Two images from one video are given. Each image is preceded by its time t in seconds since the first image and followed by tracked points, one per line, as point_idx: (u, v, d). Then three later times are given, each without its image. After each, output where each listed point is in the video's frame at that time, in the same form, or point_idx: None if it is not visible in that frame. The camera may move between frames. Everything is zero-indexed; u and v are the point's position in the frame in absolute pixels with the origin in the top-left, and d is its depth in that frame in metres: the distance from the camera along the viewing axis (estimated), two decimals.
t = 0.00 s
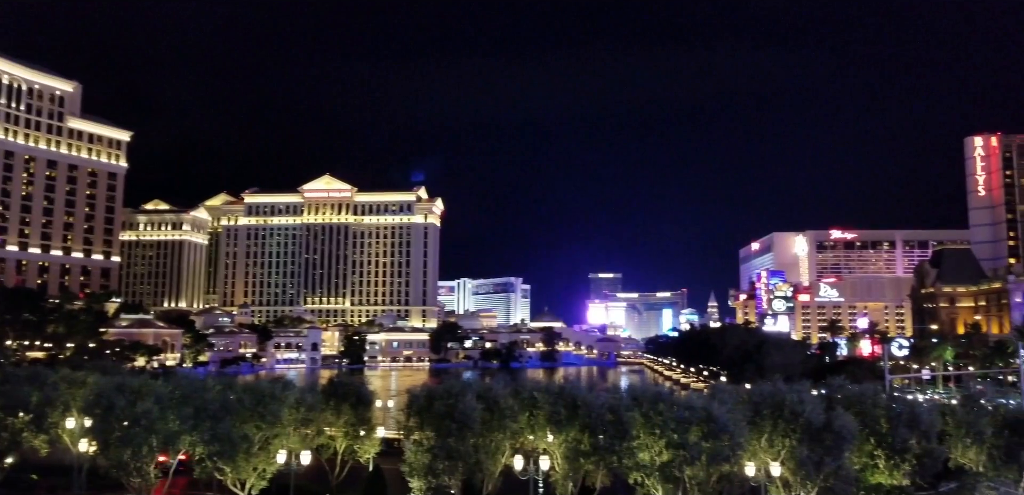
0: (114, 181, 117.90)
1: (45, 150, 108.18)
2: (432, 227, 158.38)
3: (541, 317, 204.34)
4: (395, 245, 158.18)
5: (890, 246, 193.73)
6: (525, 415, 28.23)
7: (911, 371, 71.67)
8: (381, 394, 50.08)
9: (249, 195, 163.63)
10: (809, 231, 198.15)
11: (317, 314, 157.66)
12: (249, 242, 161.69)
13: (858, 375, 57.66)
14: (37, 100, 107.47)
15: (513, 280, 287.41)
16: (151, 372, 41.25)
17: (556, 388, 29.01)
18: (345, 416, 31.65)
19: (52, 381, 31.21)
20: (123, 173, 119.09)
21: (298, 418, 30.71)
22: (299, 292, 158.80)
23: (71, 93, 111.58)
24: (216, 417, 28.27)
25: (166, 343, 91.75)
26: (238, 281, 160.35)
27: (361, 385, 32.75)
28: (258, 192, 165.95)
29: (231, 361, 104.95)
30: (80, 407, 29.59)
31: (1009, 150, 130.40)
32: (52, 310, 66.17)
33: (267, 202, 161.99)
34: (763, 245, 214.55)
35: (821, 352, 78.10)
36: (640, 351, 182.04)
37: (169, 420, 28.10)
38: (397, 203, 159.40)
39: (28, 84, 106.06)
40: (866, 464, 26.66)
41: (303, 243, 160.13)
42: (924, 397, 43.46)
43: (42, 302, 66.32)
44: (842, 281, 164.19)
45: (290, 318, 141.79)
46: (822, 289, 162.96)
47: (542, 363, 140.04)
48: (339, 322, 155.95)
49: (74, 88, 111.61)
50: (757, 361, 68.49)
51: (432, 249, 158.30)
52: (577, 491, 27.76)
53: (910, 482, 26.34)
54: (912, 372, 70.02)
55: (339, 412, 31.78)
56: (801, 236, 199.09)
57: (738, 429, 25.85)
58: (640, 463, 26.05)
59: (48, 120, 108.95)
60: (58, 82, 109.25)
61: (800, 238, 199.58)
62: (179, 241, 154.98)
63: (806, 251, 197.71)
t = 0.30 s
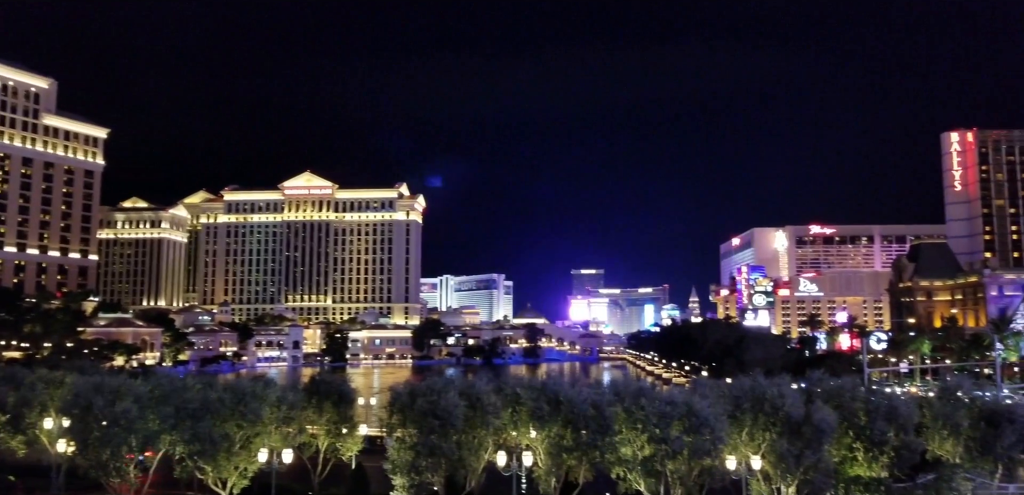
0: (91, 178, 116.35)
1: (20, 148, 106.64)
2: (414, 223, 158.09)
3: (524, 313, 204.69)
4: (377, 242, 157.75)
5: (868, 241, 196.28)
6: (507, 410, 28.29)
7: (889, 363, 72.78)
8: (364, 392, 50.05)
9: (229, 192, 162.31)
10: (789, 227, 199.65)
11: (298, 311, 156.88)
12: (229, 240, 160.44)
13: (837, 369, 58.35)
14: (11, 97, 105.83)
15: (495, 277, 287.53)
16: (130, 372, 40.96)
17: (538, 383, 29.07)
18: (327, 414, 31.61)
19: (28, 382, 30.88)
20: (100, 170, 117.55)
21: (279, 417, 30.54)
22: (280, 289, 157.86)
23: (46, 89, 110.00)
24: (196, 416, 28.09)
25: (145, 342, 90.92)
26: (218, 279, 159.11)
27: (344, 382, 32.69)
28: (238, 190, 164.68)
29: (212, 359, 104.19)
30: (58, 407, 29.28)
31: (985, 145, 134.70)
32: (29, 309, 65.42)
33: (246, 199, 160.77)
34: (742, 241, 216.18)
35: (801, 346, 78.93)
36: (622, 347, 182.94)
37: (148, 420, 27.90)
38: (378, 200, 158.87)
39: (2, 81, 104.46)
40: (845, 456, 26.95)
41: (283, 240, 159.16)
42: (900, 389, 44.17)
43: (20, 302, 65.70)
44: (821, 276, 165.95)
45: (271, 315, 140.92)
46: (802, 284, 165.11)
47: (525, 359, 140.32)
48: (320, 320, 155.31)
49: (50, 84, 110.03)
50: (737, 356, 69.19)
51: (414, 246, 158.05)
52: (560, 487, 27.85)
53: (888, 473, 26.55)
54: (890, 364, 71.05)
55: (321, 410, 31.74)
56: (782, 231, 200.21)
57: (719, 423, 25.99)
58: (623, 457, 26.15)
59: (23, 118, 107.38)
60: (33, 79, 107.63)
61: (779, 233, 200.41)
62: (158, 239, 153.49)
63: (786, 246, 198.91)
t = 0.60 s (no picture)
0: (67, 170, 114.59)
1: None
2: (395, 218, 157.60)
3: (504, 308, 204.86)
4: (357, 237, 157.03)
5: (845, 238, 198.57)
6: (487, 406, 28.27)
7: (864, 359, 73.60)
8: (343, 387, 49.81)
9: (206, 185, 160.63)
10: (767, 224, 201.32)
11: (277, 306, 155.81)
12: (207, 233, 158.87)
13: (814, 365, 58.96)
14: None
15: (476, 272, 287.14)
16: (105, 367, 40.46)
17: (518, 378, 29.06)
18: (306, 409, 31.47)
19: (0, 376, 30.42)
20: (76, 162, 115.77)
21: (257, 412, 30.34)
22: (258, 284, 156.65)
23: (20, 79, 108.13)
24: (172, 410, 27.85)
25: (121, 335, 89.94)
26: (195, 273, 157.58)
27: (322, 377, 32.54)
28: (216, 183, 163.03)
29: (189, 354, 103.14)
30: (31, 402, 28.88)
31: (960, 145, 136.63)
32: (3, 302, 64.51)
33: (225, 192, 159.24)
34: (722, 237, 217.62)
35: (778, 342, 79.67)
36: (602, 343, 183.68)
37: (123, 415, 27.59)
38: (359, 194, 158.10)
39: None
40: (820, 451, 27.31)
41: (262, 234, 157.88)
42: (875, 385, 44.66)
43: None
44: (799, 273, 167.48)
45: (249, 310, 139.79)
46: (780, 281, 166.58)
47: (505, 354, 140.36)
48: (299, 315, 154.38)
49: (24, 74, 108.18)
50: (715, 351, 69.72)
51: (394, 241, 157.56)
52: (538, 482, 27.92)
53: (862, 468, 26.96)
54: (865, 360, 71.88)
55: (299, 405, 31.60)
56: (760, 228, 202.28)
57: (698, 419, 26.17)
58: (601, 452, 26.27)
59: None
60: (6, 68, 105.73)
61: (758, 230, 202.60)
62: (134, 232, 151.67)
63: (764, 243, 200.96)
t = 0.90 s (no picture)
0: (38, 161, 112.43)
1: None
2: (373, 213, 157.00)
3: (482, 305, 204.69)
4: (334, 232, 156.11)
5: (820, 237, 200.80)
6: (464, 402, 28.21)
7: (837, 356, 74.54)
8: (319, 383, 49.43)
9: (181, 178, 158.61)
10: (743, 222, 203.03)
11: (252, 301, 154.44)
12: (182, 227, 156.97)
13: (788, 362, 59.68)
14: None
15: (454, 268, 286.28)
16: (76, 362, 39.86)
17: (495, 374, 29.01)
18: (281, 405, 31.25)
19: None
20: (47, 153, 113.60)
21: (231, 408, 30.03)
22: (234, 278, 155.15)
23: None
24: (145, 406, 27.51)
25: (92, 330, 88.63)
26: (169, 267, 155.68)
27: (298, 373, 32.31)
28: (191, 176, 161.03)
29: (162, 349, 101.79)
30: None
31: (932, 146, 138.76)
32: None
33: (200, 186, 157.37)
34: (699, 235, 219.11)
35: (754, 339, 80.42)
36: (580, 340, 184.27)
37: (94, 411, 27.09)
38: (337, 189, 157.03)
39: None
40: (794, 447, 27.67)
41: (238, 228, 156.31)
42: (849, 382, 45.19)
43: None
44: (774, 271, 169.17)
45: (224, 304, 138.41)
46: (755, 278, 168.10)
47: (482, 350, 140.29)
48: (275, 310, 153.17)
49: None
50: (692, 348, 70.27)
51: (372, 236, 156.94)
52: (515, 477, 27.93)
53: (834, 464, 27.21)
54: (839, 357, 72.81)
55: (275, 400, 31.35)
56: (736, 225, 203.29)
57: (674, 415, 26.28)
58: (578, 448, 26.37)
59: None
60: None
61: (734, 228, 203.53)
62: (106, 225, 149.42)
63: (740, 241, 202.15)
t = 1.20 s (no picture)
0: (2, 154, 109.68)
1: None
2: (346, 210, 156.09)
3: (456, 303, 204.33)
4: (307, 228, 154.85)
5: (790, 237, 203.37)
6: (436, 400, 28.07)
7: (807, 355, 75.55)
8: (290, 382, 49.12)
9: (150, 173, 156.13)
10: (716, 222, 205.16)
11: (222, 298, 152.60)
12: (150, 222, 154.53)
13: (758, 360, 60.39)
14: None
15: (428, 266, 285.19)
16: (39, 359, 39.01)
17: (467, 372, 28.89)
18: (250, 403, 30.90)
19: None
20: (12, 146, 110.83)
21: (200, 406, 29.57)
22: (204, 275, 153.16)
23: None
24: (111, 405, 26.97)
25: (57, 327, 87.04)
26: (137, 263, 153.21)
27: (268, 371, 31.96)
28: (160, 170, 158.55)
29: (129, 346, 99.96)
30: None
31: (900, 149, 141.16)
32: None
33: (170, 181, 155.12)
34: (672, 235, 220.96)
35: (725, 338, 81.24)
36: (553, 338, 184.80)
37: (59, 410, 26.32)
38: (310, 185, 155.76)
39: None
40: (763, 444, 28.01)
41: (208, 224, 154.32)
42: (818, 379, 45.89)
43: None
44: (745, 270, 171.06)
45: (194, 301, 136.62)
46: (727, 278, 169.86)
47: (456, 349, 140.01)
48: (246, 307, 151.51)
49: None
50: (664, 347, 70.79)
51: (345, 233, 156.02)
52: (487, 476, 27.85)
53: (803, 461, 27.49)
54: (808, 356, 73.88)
55: (244, 399, 30.96)
56: (708, 225, 205.91)
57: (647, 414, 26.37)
58: (550, 447, 26.46)
59: None
60: None
61: (707, 228, 206.17)
62: (73, 220, 146.55)
63: (713, 241, 204.50)
